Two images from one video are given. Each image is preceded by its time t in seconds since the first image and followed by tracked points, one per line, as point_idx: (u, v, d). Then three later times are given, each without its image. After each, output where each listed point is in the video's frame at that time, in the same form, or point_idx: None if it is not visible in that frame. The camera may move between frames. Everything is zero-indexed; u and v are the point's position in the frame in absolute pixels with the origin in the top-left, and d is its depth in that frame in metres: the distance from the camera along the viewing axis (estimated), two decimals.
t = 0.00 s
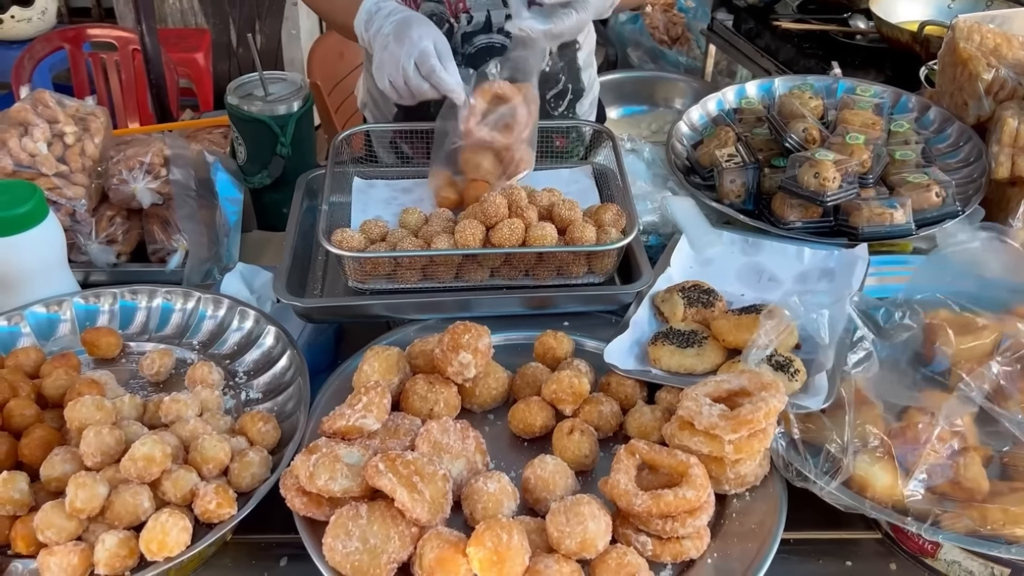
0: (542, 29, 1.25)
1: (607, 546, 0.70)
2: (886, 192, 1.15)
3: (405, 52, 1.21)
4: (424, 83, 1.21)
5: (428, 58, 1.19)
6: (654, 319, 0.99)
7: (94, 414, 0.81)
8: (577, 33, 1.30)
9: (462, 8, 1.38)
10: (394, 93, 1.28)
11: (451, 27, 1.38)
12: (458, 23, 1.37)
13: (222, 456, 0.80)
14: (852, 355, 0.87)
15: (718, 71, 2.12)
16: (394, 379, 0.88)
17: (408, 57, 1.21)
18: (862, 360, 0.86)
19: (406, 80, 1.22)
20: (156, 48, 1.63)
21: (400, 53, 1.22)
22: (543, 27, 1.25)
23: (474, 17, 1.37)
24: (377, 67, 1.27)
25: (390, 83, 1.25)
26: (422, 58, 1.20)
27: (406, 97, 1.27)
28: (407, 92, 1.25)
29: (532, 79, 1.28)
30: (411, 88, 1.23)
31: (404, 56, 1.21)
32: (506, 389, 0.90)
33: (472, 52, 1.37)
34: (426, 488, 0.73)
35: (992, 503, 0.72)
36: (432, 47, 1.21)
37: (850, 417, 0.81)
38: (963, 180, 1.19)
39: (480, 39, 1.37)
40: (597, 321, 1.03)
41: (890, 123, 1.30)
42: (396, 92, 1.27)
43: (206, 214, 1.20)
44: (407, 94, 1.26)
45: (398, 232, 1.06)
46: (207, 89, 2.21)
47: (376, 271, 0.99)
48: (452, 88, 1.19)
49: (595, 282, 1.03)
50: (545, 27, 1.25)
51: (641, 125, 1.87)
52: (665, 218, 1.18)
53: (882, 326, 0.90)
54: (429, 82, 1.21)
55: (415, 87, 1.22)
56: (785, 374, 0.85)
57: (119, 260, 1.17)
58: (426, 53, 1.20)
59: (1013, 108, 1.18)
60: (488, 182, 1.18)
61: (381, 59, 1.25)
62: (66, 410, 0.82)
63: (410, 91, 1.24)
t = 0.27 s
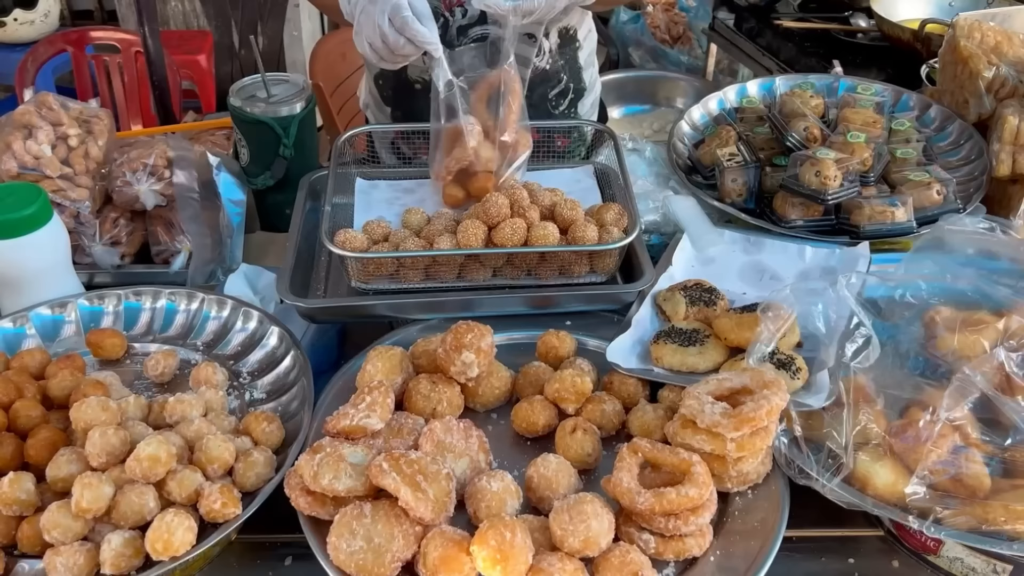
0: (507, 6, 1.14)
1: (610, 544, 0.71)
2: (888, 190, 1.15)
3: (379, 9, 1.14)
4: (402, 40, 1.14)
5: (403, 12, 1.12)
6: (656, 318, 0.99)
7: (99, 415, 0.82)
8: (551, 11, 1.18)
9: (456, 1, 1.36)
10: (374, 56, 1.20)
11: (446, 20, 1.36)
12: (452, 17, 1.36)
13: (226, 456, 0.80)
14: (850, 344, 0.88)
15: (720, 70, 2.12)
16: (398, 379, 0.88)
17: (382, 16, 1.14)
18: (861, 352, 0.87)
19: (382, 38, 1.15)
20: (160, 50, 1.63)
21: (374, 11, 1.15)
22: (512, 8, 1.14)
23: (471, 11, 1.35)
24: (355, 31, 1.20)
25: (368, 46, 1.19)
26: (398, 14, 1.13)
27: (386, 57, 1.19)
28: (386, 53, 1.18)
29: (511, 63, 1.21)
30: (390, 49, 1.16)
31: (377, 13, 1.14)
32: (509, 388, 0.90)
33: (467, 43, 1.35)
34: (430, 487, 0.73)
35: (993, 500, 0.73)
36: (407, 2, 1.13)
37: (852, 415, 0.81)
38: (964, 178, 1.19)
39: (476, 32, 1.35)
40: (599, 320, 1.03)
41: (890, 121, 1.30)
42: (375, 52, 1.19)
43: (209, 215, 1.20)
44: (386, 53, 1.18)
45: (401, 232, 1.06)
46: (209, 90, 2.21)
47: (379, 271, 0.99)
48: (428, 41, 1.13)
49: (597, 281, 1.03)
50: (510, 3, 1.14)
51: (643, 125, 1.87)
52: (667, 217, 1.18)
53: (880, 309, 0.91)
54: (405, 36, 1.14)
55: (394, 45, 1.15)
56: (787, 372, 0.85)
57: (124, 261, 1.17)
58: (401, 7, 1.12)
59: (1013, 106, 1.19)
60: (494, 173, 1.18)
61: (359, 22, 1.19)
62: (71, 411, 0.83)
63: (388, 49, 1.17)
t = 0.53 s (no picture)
0: (510, 16, 1.14)
1: (610, 542, 0.71)
2: (888, 187, 1.15)
3: (374, 14, 1.14)
4: (394, 43, 1.13)
5: (395, 15, 1.12)
6: (656, 317, 0.99)
7: (99, 415, 0.82)
8: (552, 18, 1.20)
9: (447, 5, 1.35)
10: (371, 60, 1.19)
11: (438, 25, 1.35)
12: (445, 21, 1.35)
13: (226, 456, 0.80)
14: (843, 343, 0.88)
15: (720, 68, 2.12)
16: (397, 378, 0.88)
17: (376, 20, 1.14)
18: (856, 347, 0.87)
19: (376, 42, 1.15)
20: (160, 51, 1.63)
21: (371, 16, 1.15)
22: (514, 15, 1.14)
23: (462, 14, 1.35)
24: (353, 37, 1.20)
25: (364, 50, 1.18)
26: (391, 17, 1.13)
27: (382, 61, 1.18)
28: (382, 58, 1.17)
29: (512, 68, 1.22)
30: (383, 53, 1.16)
31: (373, 17, 1.14)
32: (509, 387, 0.90)
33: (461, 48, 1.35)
34: (430, 487, 0.73)
35: (994, 497, 0.72)
36: (400, 6, 1.13)
37: (852, 412, 0.81)
38: (964, 175, 1.19)
39: (468, 36, 1.35)
40: (599, 318, 1.03)
41: (890, 118, 1.30)
42: (371, 56, 1.18)
43: (210, 216, 1.20)
44: (381, 57, 1.17)
45: (400, 232, 1.06)
46: (210, 91, 2.21)
47: (379, 271, 0.99)
48: (420, 43, 1.12)
49: (597, 279, 1.03)
50: (513, 13, 1.14)
51: (644, 123, 1.86)
52: (666, 215, 1.18)
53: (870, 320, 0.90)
54: (397, 39, 1.13)
55: (387, 48, 1.14)
56: (787, 370, 0.86)
57: (124, 262, 1.17)
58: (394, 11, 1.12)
59: (1014, 102, 1.18)
60: (487, 178, 1.19)
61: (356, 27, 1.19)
62: (71, 412, 0.83)
63: (382, 53, 1.16)
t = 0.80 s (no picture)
0: (513, 20, 1.14)
1: (604, 541, 0.70)
2: (886, 183, 1.14)
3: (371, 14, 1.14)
4: (390, 42, 1.13)
5: (391, 15, 1.12)
6: (652, 314, 0.98)
7: (91, 416, 0.81)
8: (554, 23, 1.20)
9: None
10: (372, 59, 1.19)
11: (430, 18, 1.37)
12: (436, 14, 1.36)
13: (219, 456, 0.80)
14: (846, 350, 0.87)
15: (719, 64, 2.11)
16: (392, 377, 0.88)
17: (373, 19, 1.14)
18: (860, 357, 0.86)
19: (373, 42, 1.15)
20: (157, 51, 1.63)
21: (368, 15, 1.15)
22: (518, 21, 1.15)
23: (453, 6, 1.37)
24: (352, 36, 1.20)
25: (363, 49, 1.19)
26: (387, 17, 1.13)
27: (382, 61, 1.18)
28: (381, 58, 1.17)
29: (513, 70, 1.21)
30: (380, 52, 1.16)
31: (370, 17, 1.15)
32: (504, 385, 0.90)
33: (452, 41, 1.37)
34: (424, 486, 0.73)
35: (992, 495, 0.72)
36: (397, 5, 1.13)
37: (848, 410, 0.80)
38: (963, 170, 1.18)
39: (461, 29, 1.36)
40: (596, 316, 1.02)
41: (889, 113, 1.29)
42: (373, 56, 1.18)
43: (205, 215, 1.20)
44: (379, 56, 1.17)
45: (396, 230, 1.06)
46: (208, 90, 2.21)
47: (374, 269, 0.99)
48: (415, 42, 1.11)
49: (593, 277, 1.03)
50: (517, 18, 1.15)
51: (643, 120, 1.85)
52: (663, 212, 1.17)
53: (876, 334, 0.88)
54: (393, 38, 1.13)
55: (383, 48, 1.14)
56: (784, 367, 0.85)
57: (119, 262, 1.17)
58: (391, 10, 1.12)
59: (1013, 96, 1.18)
60: (483, 178, 1.18)
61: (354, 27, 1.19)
62: (64, 412, 0.82)
63: (379, 52, 1.16)
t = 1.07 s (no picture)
0: (525, 17, 1.15)
1: (604, 542, 0.70)
2: (887, 181, 1.14)
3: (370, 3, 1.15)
4: (387, 29, 1.13)
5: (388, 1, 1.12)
6: (652, 314, 0.98)
7: (90, 417, 0.81)
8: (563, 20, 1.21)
9: None
10: (373, 50, 1.20)
11: (431, 14, 1.36)
12: (437, 10, 1.36)
13: (218, 458, 0.79)
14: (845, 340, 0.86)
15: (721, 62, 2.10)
16: (391, 378, 0.88)
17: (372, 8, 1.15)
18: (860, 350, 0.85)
19: (372, 30, 1.15)
20: (157, 50, 1.63)
21: (366, 4, 1.16)
22: (531, 19, 1.15)
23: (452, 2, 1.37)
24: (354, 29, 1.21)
25: (365, 41, 1.19)
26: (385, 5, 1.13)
27: (383, 51, 1.18)
28: (381, 48, 1.17)
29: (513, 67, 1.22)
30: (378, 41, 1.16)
31: (369, 5, 1.15)
32: (504, 386, 0.90)
33: (452, 36, 1.36)
34: (423, 487, 0.73)
35: (994, 495, 0.71)
36: None
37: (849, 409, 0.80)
38: (965, 168, 1.18)
39: (461, 24, 1.36)
40: (596, 316, 1.02)
41: (890, 111, 1.28)
42: (374, 46, 1.18)
43: (204, 215, 1.20)
44: (380, 46, 1.17)
45: (395, 230, 1.06)
46: (209, 89, 2.20)
47: (373, 269, 0.98)
48: (413, 28, 1.11)
49: (593, 277, 1.02)
50: (529, 14, 1.15)
51: (643, 118, 1.85)
52: (663, 211, 1.17)
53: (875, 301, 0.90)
54: (391, 24, 1.13)
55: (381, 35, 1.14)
56: (784, 367, 0.85)
57: (118, 262, 1.16)
58: None
59: (1015, 94, 1.17)
60: (483, 177, 1.18)
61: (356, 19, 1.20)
62: (62, 414, 0.82)
63: (378, 41, 1.16)
